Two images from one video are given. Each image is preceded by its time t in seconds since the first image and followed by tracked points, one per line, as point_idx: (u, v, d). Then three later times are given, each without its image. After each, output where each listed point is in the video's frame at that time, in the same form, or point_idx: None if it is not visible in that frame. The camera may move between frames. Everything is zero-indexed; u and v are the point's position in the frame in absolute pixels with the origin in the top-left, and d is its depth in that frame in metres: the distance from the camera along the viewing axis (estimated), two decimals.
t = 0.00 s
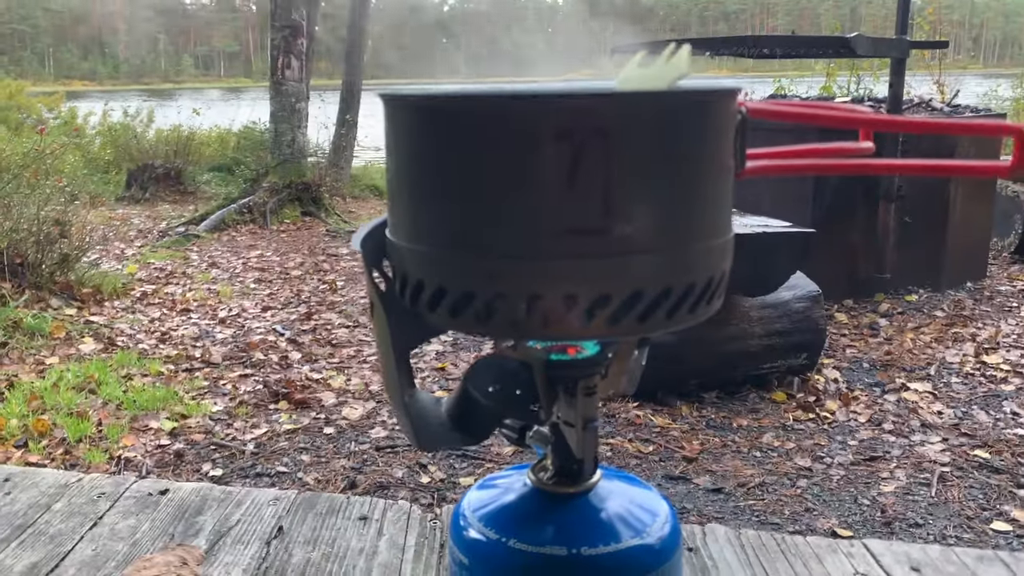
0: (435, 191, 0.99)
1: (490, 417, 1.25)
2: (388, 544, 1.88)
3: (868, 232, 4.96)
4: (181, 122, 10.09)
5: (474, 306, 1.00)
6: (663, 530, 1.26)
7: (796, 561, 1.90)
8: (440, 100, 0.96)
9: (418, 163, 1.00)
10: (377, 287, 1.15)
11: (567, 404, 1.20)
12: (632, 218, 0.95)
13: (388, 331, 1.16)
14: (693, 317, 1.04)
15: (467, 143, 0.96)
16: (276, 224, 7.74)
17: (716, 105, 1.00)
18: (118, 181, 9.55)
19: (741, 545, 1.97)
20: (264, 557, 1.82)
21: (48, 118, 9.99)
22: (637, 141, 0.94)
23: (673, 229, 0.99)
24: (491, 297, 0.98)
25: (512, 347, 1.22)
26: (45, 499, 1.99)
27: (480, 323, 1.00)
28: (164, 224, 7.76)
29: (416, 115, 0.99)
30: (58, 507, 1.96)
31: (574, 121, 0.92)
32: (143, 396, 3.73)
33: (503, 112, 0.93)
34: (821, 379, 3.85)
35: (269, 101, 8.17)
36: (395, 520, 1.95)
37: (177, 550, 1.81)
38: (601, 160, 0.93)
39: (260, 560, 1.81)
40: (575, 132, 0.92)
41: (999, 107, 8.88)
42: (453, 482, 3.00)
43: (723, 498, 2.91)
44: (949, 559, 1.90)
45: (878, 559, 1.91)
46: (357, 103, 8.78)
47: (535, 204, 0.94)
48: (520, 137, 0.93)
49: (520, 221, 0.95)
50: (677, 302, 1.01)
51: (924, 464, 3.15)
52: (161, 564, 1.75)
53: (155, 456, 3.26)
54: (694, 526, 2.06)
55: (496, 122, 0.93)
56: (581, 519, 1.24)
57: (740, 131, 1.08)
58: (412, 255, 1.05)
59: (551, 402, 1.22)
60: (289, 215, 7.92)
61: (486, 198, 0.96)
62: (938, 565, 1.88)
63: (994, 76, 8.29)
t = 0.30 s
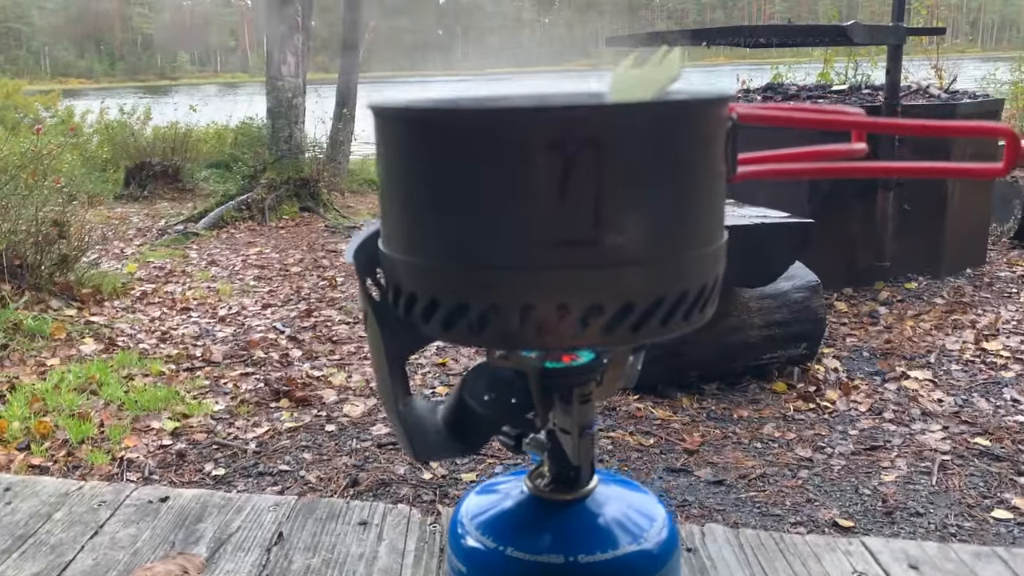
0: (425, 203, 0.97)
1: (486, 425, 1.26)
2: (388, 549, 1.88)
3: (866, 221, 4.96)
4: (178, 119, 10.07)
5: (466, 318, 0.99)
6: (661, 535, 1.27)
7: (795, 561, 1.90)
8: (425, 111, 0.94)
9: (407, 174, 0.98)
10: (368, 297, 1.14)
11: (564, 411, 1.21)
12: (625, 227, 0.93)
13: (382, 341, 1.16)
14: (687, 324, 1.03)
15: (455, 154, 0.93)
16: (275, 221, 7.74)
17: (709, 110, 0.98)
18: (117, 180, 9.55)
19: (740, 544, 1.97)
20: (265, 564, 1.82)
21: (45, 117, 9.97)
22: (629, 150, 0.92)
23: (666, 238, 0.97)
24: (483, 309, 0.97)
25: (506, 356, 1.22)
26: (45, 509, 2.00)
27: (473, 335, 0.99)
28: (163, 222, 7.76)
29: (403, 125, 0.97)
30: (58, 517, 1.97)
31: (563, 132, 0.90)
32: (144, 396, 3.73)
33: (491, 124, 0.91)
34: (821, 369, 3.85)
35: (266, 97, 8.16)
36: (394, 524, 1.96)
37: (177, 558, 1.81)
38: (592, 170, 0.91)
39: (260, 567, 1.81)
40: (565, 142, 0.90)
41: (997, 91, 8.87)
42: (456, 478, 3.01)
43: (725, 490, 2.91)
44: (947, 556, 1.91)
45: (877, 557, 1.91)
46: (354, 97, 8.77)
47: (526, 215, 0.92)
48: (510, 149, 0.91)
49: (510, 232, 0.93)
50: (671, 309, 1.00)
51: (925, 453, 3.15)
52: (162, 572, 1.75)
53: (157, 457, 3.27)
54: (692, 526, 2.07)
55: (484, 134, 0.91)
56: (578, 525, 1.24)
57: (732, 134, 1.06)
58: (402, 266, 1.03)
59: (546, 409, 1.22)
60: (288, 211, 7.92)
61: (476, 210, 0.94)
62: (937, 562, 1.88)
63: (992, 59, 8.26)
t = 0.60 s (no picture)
0: (408, 225, 0.98)
1: (473, 440, 1.26)
2: (378, 558, 1.89)
3: (860, 215, 4.96)
4: (171, 115, 10.05)
5: (450, 339, 0.99)
6: (647, 547, 1.28)
7: (782, 567, 1.92)
8: (407, 134, 0.95)
9: (391, 196, 0.99)
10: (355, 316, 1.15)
11: (551, 426, 1.23)
12: (606, 248, 0.94)
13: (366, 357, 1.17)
14: (670, 343, 1.04)
15: (437, 176, 0.94)
16: (269, 217, 7.74)
17: (690, 131, 0.99)
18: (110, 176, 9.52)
19: (728, 552, 1.99)
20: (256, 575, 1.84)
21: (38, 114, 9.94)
22: (610, 173, 0.93)
23: (648, 259, 0.97)
24: (467, 330, 0.98)
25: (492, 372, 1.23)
26: (39, 519, 2.00)
27: (457, 355, 0.99)
28: (157, 219, 7.75)
29: (386, 148, 0.98)
30: (51, 527, 1.98)
31: (542, 155, 0.91)
32: (140, 396, 3.74)
33: (472, 147, 0.92)
34: (813, 364, 3.87)
35: (260, 93, 8.14)
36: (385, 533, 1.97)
37: (169, 569, 1.83)
38: (572, 193, 0.92)
39: None
40: (545, 165, 0.91)
41: (990, 83, 8.89)
42: (450, 476, 3.02)
43: (718, 487, 2.93)
44: (933, 562, 1.92)
45: (862, 563, 1.93)
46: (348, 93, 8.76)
47: (508, 236, 0.94)
48: (490, 172, 0.92)
49: (492, 254, 0.94)
50: (655, 329, 1.00)
51: (916, 448, 3.17)
52: None
53: (153, 457, 3.28)
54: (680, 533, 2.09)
55: (466, 158, 0.92)
56: (566, 538, 1.25)
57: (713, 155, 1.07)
58: (387, 287, 1.04)
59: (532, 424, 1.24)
60: (282, 207, 7.92)
61: (458, 232, 0.95)
62: (922, 568, 1.90)
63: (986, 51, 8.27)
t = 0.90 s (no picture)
0: (398, 262, 0.99)
1: (462, 467, 1.27)
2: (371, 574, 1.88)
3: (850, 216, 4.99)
4: (162, 111, 10.01)
5: (440, 374, 1.01)
6: (635, 569, 1.30)
7: None
8: (395, 175, 0.96)
9: (381, 232, 1.00)
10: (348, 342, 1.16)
11: (539, 453, 1.23)
12: (593, 288, 0.96)
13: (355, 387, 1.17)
14: (655, 377, 1.05)
15: (426, 217, 0.95)
16: (261, 216, 7.74)
17: (677, 169, 1.00)
18: (102, 173, 9.49)
19: (714, 568, 2.01)
20: None
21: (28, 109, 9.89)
22: (596, 215, 0.94)
23: (634, 298, 0.99)
24: (457, 366, 0.99)
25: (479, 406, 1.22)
26: (33, 536, 1.99)
27: (446, 390, 1.01)
28: (149, 217, 7.73)
29: (375, 187, 0.99)
30: (45, 544, 1.96)
31: (530, 199, 0.92)
32: (132, 399, 3.74)
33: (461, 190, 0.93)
34: (804, 366, 3.89)
35: (252, 90, 8.13)
36: (377, 550, 1.96)
37: None
38: (559, 235, 0.94)
39: None
40: (532, 209, 0.93)
41: (981, 80, 8.93)
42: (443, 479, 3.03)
43: (708, 490, 2.95)
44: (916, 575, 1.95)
45: None
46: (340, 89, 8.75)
47: (496, 277, 0.95)
48: (478, 216, 0.93)
49: (481, 293, 0.96)
50: (641, 364, 1.02)
51: (905, 450, 3.20)
52: None
53: (145, 460, 3.28)
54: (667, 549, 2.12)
55: (455, 201, 0.93)
56: (555, 564, 1.27)
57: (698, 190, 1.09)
58: (377, 320, 1.05)
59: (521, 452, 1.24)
60: (274, 206, 7.92)
61: (447, 273, 0.96)
62: None
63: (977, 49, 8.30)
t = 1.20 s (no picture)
0: (391, 284, 1.00)
1: (452, 486, 1.28)
2: None
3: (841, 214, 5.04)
4: (152, 103, 9.94)
5: (432, 395, 1.02)
6: None
7: None
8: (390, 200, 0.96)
9: (374, 254, 1.00)
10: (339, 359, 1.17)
11: (530, 469, 1.23)
12: (584, 311, 0.97)
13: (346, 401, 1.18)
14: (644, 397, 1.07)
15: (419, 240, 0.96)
16: (251, 210, 7.71)
17: (666, 194, 1.01)
18: (90, 165, 9.43)
19: None
20: None
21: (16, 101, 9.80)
22: (588, 241, 0.95)
23: (625, 321, 1.00)
24: (449, 388, 1.00)
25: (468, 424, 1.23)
26: (24, 543, 1.97)
27: (439, 412, 1.02)
28: (138, 211, 7.69)
29: (369, 210, 0.99)
30: (36, 552, 1.95)
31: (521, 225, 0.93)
32: (121, 396, 3.73)
33: (454, 217, 0.93)
34: (793, 365, 3.90)
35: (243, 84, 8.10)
36: (368, 559, 1.97)
37: None
38: (552, 261, 0.95)
39: None
40: (525, 235, 0.93)
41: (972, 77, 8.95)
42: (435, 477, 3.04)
43: (698, 490, 2.97)
44: None
45: None
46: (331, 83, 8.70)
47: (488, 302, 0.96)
48: (472, 241, 0.94)
49: (473, 318, 0.96)
50: (631, 386, 1.04)
51: (893, 450, 3.22)
52: None
53: (134, 459, 3.27)
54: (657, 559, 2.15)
55: (448, 228, 0.94)
56: None
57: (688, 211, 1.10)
58: (369, 341, 1.06)
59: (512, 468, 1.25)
60: (264, 200, 7.89)
61: (440, 296, 0.97)
62: None
63: (967, 46, 8.32)
